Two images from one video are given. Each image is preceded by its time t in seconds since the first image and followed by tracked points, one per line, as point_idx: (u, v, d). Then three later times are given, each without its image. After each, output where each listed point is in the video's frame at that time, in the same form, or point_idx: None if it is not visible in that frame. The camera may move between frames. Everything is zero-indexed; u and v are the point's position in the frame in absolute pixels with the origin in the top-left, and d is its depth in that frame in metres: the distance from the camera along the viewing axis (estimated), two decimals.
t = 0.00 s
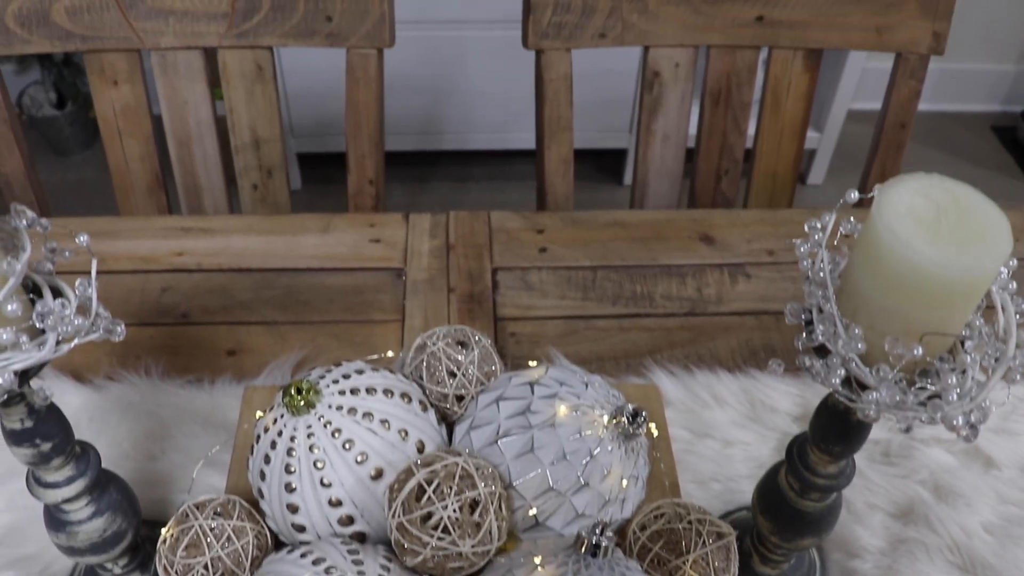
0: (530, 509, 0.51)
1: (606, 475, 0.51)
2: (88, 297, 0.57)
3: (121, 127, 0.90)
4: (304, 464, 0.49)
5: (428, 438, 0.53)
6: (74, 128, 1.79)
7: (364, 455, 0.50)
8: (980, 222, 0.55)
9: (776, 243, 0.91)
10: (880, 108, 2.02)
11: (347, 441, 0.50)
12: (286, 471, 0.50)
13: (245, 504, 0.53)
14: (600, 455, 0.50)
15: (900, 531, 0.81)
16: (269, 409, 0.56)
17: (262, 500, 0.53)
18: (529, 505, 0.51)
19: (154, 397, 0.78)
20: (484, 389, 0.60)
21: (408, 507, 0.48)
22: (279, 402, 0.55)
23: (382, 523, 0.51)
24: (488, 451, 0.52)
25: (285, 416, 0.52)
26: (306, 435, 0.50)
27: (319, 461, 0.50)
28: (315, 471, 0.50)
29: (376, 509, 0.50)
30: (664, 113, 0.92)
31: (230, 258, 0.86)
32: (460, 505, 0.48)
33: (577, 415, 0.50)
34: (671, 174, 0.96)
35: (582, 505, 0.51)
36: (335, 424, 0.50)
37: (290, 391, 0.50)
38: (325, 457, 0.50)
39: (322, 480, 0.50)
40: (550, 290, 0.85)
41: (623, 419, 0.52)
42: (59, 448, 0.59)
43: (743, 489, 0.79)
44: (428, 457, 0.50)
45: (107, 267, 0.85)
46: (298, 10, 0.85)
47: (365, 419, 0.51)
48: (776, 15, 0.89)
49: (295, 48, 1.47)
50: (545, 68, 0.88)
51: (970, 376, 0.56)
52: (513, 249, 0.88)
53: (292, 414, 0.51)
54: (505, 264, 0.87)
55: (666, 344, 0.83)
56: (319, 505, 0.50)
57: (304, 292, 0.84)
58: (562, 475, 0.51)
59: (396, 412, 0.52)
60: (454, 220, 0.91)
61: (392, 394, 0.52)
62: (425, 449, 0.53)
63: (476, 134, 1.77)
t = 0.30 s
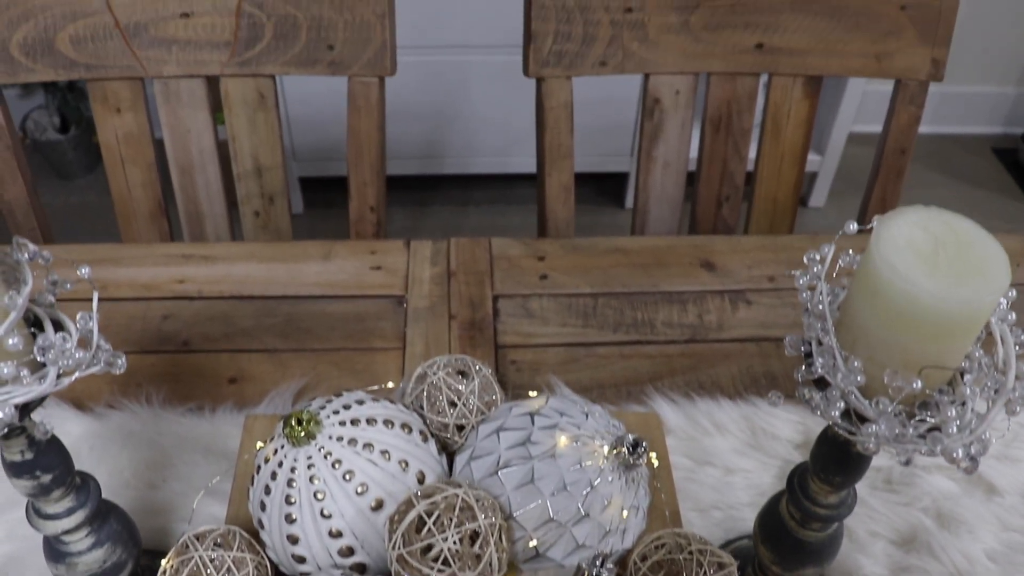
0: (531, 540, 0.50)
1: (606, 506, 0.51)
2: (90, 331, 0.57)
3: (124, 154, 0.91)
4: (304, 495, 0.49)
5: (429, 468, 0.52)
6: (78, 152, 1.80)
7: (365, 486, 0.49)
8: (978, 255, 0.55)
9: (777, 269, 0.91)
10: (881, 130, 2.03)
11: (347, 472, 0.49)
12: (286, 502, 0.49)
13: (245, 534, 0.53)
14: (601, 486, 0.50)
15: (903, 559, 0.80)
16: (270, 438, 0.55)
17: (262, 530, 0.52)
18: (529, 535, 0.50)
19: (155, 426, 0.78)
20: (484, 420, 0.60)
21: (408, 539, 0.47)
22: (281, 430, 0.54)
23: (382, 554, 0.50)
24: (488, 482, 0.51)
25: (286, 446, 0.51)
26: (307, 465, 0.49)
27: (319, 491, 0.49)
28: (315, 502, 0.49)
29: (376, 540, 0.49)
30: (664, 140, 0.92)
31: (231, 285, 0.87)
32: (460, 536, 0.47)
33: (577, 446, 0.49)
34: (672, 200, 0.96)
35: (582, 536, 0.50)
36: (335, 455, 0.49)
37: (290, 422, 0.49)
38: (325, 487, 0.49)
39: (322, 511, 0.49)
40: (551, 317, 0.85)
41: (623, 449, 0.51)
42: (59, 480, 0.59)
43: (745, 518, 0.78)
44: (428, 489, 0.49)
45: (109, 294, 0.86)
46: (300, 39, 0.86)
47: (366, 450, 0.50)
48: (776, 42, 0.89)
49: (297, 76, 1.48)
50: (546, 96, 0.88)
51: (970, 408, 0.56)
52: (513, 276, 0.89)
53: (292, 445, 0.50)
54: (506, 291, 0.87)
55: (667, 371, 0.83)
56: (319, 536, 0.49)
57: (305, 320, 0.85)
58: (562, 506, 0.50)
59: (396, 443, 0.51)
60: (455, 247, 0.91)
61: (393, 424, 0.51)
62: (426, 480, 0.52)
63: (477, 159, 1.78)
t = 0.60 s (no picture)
0: (528, 571, 0.49)
1: (603, 537, 0.50)
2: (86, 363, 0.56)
3: (123, 179, 0.91)
4: (301, 526, 0.48)
5: (425, 498, 0.52)
6: (77, 174, 1.80)
7: (362, 516, 0.49)
8: (973, 287, 0.54)
9: (774, 294, 0.91)
10: (879, 151, 2.03)
11: (344, 502, 0.49)
12: (283, 532, 0.49)
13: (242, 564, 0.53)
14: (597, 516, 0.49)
15: None
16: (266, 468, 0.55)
17: (258, 561, 0.52)
18: (525, 566, 0.49)
19: (151, 453, 0.78)
20: (481, 449, 0.59)
21: (404, 569, 0.46)
22: (277, 461, 0.53)
23: None
24: (485, 512, 0.51)
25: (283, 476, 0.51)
26: (304, 496, 0.49)
27: (316, 522, 0.49)
28: (311, 532, 0.48)
29: (373, 571, 0.49)
30: (662, 165, 0.92)
31: (229, 311, 0.87)
32: (456, 568, 0.46)
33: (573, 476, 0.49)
34: (670, 225, 0.96)
35: (580, 567, 0.49)
36: (333, 485, 0.49)
37: (287, 452, 0.49)
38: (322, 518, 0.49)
39: (318, 542, 0.48)
40: (549, 342, 0.86)
41: (620, 479, 0.50)
42: (55, 511, 0.59)
43: (744, 545, 0.76)
44: (425, 520, 0.49)
45: (106, 320, 0.86)
46: (298, 65, 0.86)
47: (363, 480, 0.50)
48: (772, 67, 0.90)
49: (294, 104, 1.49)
50: (543, 122, 0.88)
51: (967, 441, 0.56)
52: (511, 302, 0.89)
53: (289, 475, 0.50)
54: (503, 317, 0.87)
55: (665, 397, 0.83)
56: (316, 568, 0.49)
57: (302, 346, 0.85)
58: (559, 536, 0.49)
59: (393, 473, 0.51)
60: (453, 273, 0.91)
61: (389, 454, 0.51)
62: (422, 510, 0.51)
63: (476, 181, 1.78)
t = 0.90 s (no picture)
0: None
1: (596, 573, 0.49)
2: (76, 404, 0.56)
3: (117, 209, 0.91)
4: (292, 562, 0.47)
5: (417, 532, 0.51)
6: (73, 198, 1.81)
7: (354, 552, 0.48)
8: (963, 323, 0.54)
9: (768, 319, 0.91)
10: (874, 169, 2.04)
11: (335, 538, 0.48)
12: (274, 569, 0.48)
13: None
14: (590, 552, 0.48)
15: None
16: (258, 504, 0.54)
17: None
18: None
19: (143, 485, 0.77)
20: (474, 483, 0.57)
21: None
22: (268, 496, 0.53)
23: None
24: (478, 547, 0.50)
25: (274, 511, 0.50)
26: (295, 531, 0.48)
27: (306, 558, 0.48)
28: (302, 569, 0.48)
29: None
30: (655, 191, 0.92)
31: (223, 340, 0.87)
32: None
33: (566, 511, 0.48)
34: (664, 251, 0.96)
35: None
36: (324, 521, 0.48)
37: (278, 488, 0.49)
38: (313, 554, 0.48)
39: None
40: (543, 370, 0.86)
41: (613, 513, 0.49)
42: (43, 550, 0.59)
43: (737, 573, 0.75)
44: (417, 556, 0.48)
45: (100, 350, 0.86)
46: (292, 94, 0.86)
47: (355, 515, 0.49)
48: (765, 92, 0.90)
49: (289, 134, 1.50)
50: (536, 149, 0.88)
51: (958, 477, 0.54)
52: (505, 330, 0.89)
53: (280, 510, 0.49)
54: (497, 345, 0.87)
55: (659, 424, 0.83)
56: None
57: (296, 376, 0.85)
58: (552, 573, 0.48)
59: (384, 507, 0.50)
60: (447, 300, 0.91)
61: (380, 488, 0.50)
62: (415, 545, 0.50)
63: (472, 204, 1.78)
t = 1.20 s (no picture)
0: None
1: None
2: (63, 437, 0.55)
3: (108, 232, 0.91)
4: None
5: (408, 563, 0.50)
6: (68, 219, 1.80)
7: None
8: (953, 354, 0.53)
9: (763, 342, 0.91)
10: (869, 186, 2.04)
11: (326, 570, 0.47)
12: None
13: None
14: None
15: None
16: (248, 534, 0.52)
17: None
18: None
19: (135, 513, 0.76)
20: (467, 511, 0.56)
21: None
22: (258, 526, 0.52)
23: None
24: None
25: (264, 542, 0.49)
26: (285, 563, 0.47)
27: None
28: None
29: None
30: (649, 213, 0.92)
31: (215, 365, 0.87)
32: None
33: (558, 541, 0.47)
34: (659, 273, 0.95)
35: None
36: (314, 553, 0.47)
37: (268, 519, 0.48)
38: None
39: None
40: (536, 395, 0.85)
41: (605, 542, 0.48)
42: None
43: None
44: None
45: (92, 375, 0.85)
46: (284, 118, 0.86)
47: (346, 546, 0.48)
48: (758, 114, 0.90)
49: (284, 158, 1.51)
50: (529, 173, 0.88)
51: (950, 508, 0.54)
52: (498, 353, 0.88)
53: (270, 541, 0.48)
54: (491, 369, 0.87)
55: (653, 448, 0.83)
56: None
57: (288, 401, 0.84)
58: None
59: (376, 538, 0.49)
60: (440, 324, 0.91)
61: (371, 519, 0.49)
62: None
63: (467, 224, 1.78)
